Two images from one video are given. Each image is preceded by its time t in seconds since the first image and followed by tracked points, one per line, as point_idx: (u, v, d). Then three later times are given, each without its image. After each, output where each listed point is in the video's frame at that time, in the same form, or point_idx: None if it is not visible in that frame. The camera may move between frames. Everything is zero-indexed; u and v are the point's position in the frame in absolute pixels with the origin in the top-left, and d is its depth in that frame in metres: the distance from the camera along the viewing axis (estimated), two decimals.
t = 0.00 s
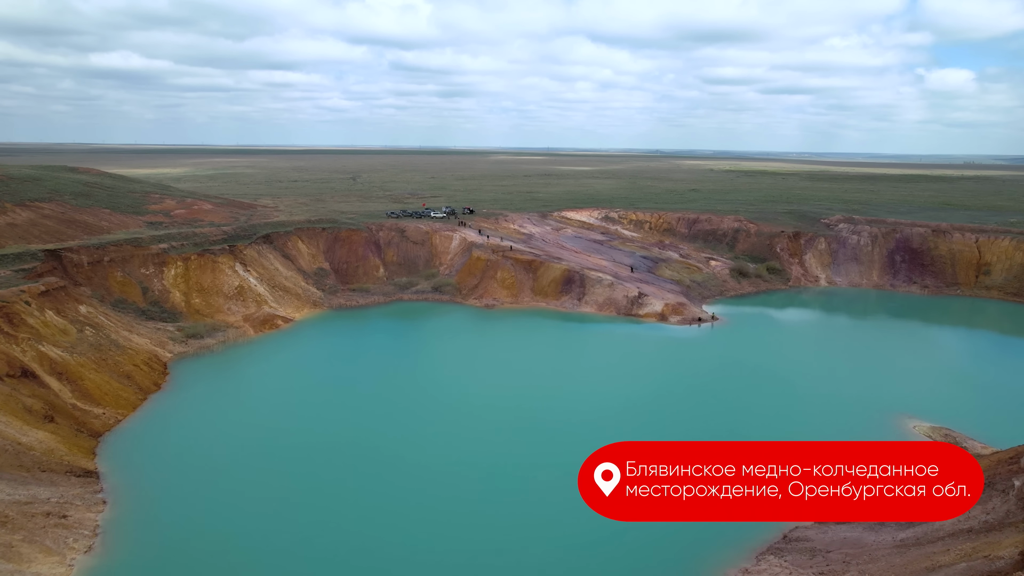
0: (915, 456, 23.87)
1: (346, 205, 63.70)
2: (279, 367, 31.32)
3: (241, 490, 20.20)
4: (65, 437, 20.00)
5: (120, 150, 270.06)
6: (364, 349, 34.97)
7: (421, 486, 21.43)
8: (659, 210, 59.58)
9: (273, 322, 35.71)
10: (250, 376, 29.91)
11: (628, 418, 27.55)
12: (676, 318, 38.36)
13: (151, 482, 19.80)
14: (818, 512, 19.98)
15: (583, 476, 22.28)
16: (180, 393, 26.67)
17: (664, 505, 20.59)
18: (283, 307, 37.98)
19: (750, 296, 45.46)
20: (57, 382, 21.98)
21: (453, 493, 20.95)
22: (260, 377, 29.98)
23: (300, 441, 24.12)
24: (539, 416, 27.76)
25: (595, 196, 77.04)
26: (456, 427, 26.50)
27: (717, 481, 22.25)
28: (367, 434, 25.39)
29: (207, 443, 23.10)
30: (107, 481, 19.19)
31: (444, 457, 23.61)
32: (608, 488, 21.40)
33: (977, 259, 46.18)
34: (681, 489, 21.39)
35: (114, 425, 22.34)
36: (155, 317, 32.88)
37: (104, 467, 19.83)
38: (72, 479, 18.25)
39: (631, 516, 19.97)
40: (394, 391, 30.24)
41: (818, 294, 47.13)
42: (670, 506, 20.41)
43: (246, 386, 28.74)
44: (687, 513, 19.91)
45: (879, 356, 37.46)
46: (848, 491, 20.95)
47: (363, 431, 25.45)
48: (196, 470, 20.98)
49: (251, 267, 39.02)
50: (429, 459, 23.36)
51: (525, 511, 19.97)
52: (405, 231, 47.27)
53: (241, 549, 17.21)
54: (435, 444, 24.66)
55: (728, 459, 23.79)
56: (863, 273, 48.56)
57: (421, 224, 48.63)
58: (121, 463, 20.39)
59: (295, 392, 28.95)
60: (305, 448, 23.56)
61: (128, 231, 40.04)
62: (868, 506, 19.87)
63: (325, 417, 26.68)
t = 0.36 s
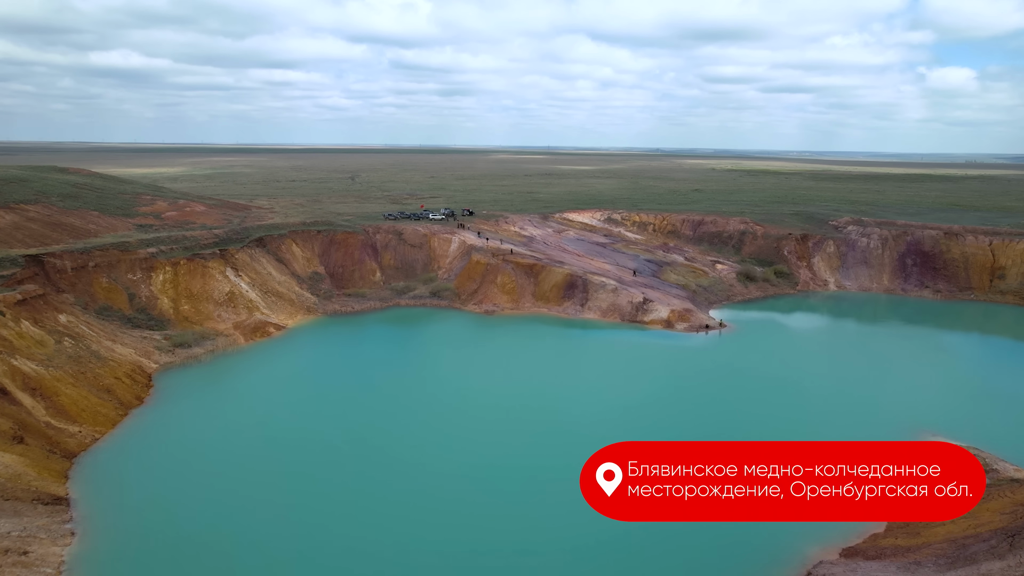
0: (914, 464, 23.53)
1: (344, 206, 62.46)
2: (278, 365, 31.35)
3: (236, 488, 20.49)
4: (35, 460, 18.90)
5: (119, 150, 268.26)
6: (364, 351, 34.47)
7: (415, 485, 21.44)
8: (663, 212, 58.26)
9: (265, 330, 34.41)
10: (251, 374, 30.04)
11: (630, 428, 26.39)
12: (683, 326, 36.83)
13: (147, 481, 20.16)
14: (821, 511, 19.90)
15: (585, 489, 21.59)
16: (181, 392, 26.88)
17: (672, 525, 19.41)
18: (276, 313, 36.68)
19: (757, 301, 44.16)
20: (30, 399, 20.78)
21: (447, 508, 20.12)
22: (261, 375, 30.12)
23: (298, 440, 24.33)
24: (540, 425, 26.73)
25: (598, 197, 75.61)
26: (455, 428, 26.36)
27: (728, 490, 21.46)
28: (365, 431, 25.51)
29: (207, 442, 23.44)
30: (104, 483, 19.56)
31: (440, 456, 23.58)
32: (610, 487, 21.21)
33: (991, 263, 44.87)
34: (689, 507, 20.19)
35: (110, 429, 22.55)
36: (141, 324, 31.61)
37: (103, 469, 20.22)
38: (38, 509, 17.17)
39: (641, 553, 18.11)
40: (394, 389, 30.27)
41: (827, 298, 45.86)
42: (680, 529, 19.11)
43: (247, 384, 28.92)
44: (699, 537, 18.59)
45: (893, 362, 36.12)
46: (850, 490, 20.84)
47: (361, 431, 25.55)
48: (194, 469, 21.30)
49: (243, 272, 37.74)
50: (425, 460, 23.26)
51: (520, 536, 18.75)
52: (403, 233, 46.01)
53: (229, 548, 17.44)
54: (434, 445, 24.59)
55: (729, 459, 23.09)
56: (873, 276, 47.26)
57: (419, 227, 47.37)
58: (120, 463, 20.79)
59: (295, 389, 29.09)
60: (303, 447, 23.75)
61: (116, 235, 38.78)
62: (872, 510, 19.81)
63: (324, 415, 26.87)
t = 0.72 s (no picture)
0: (981, 461, 23.20)
1: (340, 203, 61.28)
2: (278, 362, 31.09)
3: (235, 487, 20.63)
4: (6, 477, 18.08)
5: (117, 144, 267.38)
6: (364, 348, 34.03)
7: (414, 485, 21.41)
8: (666, 209, 57.09)
9: (257, 332, 33.26)
10: (251, 370, 29.97)
11: (633, 436, 25.75)
12: (689, 328, 35.49)
13: (147, 480, 20.34)
14: (822, 511, 19.92)
15: (610, 501, 20.93)
16: (179, 391, 26.76)
17: (686, 552, 18.24)
18: (269, 315, 35.52)
19: (764, 301, 43.01)
20: (3, 411, 19.77)
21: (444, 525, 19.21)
22: (262, 371, 30.06)
23: (298, 437, 24.41)
24: (541, 435, 25.65)
25: (599, 193, 74.36)
26: (456, 429, 26.02)
27: (749, 506, 20.41)
28: (364, 430, 25.47)
29: (206, 439, 23.58)
30: (104, 482, 19.76)
31: (440, 456, 23.47)
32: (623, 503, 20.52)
33: (1005, 262, 43.67)
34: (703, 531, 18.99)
35: (109, 429, 22.65)
36: (128, 327, 30.47)
37: (103, 468, 20.40)
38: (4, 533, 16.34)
39: None
40: (394, 385, 30.13)
41: (835, 298, 44.74)
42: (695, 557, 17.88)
43: (248, 380, 28.89)
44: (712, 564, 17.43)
45: (905, 365, 35.01)
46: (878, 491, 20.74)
47: (361, 429, 25.57)
48: (194, 468, 21.45)
49: (235, 272, 36.59)
50: (425, 463, 23.04)
51: (520, 561, 17.64)
52: (401, 231, 44.86)
53: (227, 547, 17.58)
54: (434, 445, 24.41)
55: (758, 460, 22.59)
56: (882, 275, 46.10)
57: (417, 225, 46.23)
58: (120, 462, 20.98)
59: (296, 385, 29.07)
60: (302, 445, 23.81)
61: (105, 233, 37.65)
62: (888, 522, 19.17)
63: (324, 411, 26.91)
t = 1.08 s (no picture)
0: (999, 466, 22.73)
1: (337, 193, 59.87)
2: (275, 356, 30.52)
3: (231, 486, 20.43)
4: None
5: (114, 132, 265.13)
6: (362, 341, 33.43)
7: (412, 490, 21.08)
8: (671, 199, 55.67)
9: (247, 330, 32.01)
10: (249, 365, 29.56)
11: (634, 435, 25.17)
12: (696, 325, 34.20)
13: (142, 478, 20.20)
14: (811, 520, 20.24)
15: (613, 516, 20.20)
16: (175, 386, 26.37)
17: None
18: (261, 311, 34.28)
19: (773, 295, 41.76)
20: None
21: (439, 550, 18.26)
22: (260, 364, 29.64)
23: (296, 432, 24.14)
24: (543, 440, 24.59)
25: (601, 182, 72.83)
26: (456, 427, 25.41)
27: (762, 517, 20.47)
28: (362, 427, 25.09)
29: (203, 434, 23.38)
30: (98, 483, 19.61)
31: (439, 458, 23.10)
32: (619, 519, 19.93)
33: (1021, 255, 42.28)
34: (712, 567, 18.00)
35: (104, 428, 22.43)
36: (113, 326, 29.24)
37: (97, 468, 20.26)
38: None
39: None
40: (393, 378, 29.69)
41: (844, 292, 43.52)
42: None
43: (245, 373, 28.53)
44: None
45: (921, 362, 33.79)
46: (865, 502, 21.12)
47: (359, 424, 25.27)
48: (189, 465, 21.26)
49: (226, 267, 35.32)
50: (425, 466, 22.54)
51: None
52: (398, 223, 43.53)
53: (221, 550, 17.42)
54: (434, 445, 23.98)
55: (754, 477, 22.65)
56: (894, 269, 44.80)
57: (415, 216, 44.88)
58: (115, 460, 20.82)
59: (293, 378, 28.71)
60: (300, 441, 23.54)
61: (91, 226, 36.32)
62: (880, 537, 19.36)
63: (323, 405, 26.61)
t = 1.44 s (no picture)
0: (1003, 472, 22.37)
1: (334, 182, 58.43)
2: (269, 353, 29.54)
3: (228, 485, 20.08)
4: None
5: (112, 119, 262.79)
6: (359, 336, 32.52)
7: (413, 495, 20.31)
8: (676, 189, 54.25)
9: (237, 329, 30.74)
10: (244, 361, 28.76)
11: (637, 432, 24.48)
12: (705, 323, 32.87)
13: (137, 485, 19.57)
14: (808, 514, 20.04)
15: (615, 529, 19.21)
16: (165, 385, 25.47)
17: None
18: (252, 308, 33.00)
19: (782, 290, 40.47)
20: None
21: (437, 562, 17.46)
22: (255, 360, 28.79)
23: (293, 431, 23.45)
24: (546, 447, 23.40)
25: (604, 170, 71.23)
26: (456, 428, 24.47)
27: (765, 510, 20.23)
28: (361, 426, 24.32)
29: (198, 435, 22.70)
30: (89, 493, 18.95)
31: (441, 460, 22.26)
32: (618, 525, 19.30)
33: None
34: None
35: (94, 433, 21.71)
36: (96, 325, 27.99)
37: (89, 477, 19.61)
38: None
39: None
40: (392, 373, 28.85)
41: (855, 287, 42.23)
42: None
43: (241, 369, 27.74)
44: None
45: (937, 359, 32.52)
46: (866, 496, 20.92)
47: (359, 423, 24.50)
48: (185, 469, 20.58)
49: (216, 262, 34.03)
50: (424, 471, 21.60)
51: None
52: (395, 215, 42.19)
53: (221, 561, 16.91)
54: (434, 445, 23.15)
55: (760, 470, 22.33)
56: (906, 262, 43.47)
57: (412, 208, 43.52)
58: (107, 467, 20.16)
59: (289, 374, 27.90)
60: (298, 441, 22.82)
61: (75, 219, 34.95)
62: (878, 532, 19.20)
63: (321, 402, 25.90)
